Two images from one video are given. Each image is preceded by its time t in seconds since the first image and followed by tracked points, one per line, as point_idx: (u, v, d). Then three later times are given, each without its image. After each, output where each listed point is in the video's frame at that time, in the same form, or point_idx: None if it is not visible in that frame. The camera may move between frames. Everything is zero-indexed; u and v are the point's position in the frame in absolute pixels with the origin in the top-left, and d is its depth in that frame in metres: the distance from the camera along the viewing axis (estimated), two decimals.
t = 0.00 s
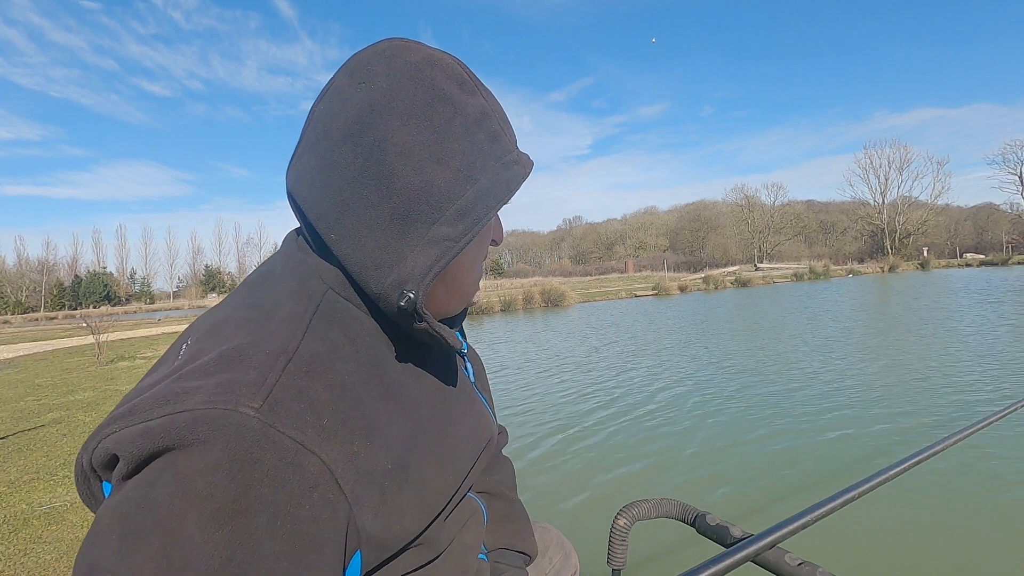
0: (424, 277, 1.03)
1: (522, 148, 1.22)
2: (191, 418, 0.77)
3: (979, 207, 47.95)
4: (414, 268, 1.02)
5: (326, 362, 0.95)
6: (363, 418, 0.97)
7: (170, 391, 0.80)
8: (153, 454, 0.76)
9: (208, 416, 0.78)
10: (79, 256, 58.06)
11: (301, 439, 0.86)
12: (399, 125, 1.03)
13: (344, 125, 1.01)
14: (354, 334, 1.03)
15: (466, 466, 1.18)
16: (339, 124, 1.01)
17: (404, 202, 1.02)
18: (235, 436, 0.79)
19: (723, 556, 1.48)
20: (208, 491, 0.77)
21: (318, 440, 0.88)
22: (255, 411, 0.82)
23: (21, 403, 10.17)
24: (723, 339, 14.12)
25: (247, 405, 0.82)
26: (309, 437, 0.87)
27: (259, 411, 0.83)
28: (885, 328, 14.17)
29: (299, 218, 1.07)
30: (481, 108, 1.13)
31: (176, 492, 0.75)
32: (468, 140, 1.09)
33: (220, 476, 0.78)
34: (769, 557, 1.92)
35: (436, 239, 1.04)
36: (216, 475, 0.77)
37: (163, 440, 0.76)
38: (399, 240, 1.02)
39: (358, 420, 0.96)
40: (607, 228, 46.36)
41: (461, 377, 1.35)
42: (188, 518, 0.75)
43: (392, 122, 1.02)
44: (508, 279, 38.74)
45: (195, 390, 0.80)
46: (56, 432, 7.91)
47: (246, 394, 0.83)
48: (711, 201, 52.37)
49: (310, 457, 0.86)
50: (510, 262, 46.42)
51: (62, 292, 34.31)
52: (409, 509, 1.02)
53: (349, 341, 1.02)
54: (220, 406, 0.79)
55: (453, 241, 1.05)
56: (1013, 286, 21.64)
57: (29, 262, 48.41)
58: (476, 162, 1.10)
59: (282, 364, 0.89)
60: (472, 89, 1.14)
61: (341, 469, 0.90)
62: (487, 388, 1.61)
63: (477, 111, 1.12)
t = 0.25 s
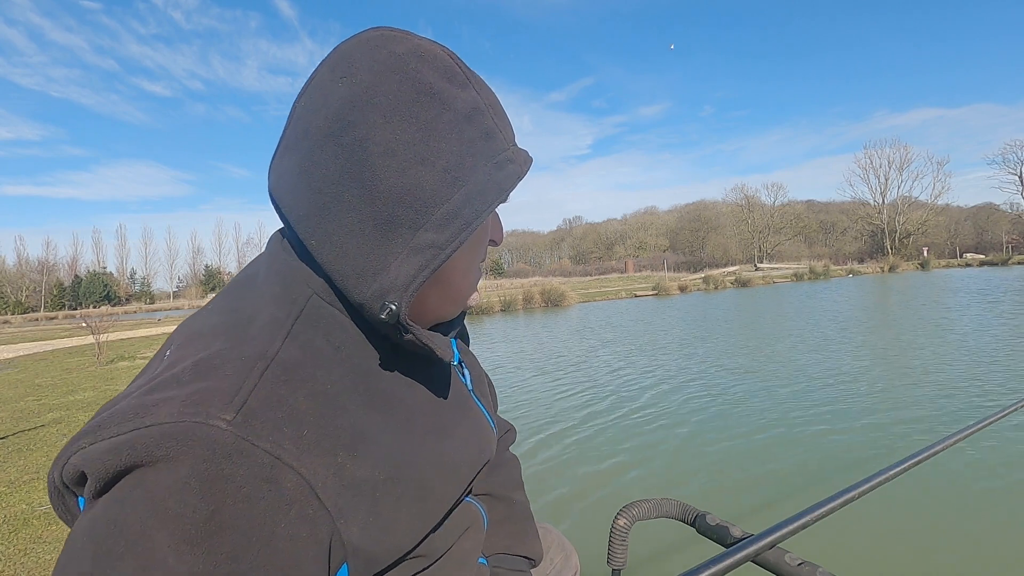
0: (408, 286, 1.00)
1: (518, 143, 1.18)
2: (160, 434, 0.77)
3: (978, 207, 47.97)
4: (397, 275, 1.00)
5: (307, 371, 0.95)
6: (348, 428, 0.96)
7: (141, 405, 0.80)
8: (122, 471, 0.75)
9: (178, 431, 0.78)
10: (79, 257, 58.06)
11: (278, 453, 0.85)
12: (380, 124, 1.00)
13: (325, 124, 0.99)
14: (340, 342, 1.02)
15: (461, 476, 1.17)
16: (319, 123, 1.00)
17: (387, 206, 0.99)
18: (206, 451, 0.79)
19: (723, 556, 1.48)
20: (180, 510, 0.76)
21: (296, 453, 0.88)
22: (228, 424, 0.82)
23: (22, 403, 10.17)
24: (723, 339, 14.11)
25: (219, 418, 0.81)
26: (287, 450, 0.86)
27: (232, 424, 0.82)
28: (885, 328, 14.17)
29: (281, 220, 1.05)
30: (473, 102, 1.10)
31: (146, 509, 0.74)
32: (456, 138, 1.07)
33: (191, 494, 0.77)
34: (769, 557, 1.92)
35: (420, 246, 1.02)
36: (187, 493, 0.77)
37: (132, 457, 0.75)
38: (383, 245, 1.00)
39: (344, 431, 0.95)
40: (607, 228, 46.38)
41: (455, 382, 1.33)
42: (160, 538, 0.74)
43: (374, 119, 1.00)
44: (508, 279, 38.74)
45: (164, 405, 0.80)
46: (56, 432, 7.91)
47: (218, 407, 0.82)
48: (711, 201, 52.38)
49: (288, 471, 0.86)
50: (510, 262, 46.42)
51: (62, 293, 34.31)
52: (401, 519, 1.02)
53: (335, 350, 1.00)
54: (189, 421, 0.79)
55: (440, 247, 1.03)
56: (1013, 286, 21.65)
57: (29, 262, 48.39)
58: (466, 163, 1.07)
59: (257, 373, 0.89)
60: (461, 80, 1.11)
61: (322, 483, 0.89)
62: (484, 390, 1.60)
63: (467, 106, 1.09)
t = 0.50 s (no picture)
0: (394, 297, 0.97)
1: (514, 141, 1.14)
2: (135, 450, 0.74)
3: (978, 207, 48.00)
4: (381, 286, 0.97)
5: (291, 382, 0.93)
6: (337, 440, 0.95)
7: (115, 419, 0.77)
8: (95, 491, 0.72)
9: (155, 447, 0.75)
10: (79, 257, 58.09)
11: (259, 468, 0.83)
12: (364, 122, 0.97)
13: (306, 122, 0.96)
14: (329, 349, 1.00)
15: (455, 488, 1.17)
16: (301, 121, 0.97)
17: (371, 210, 0.96)
18: (184, 468, 0.77)
19: (723, 556, 1.48)
20: (157, 533, 0.74)
21: (281, 467, 0.86)
22: (207, 437, 0.80)
23: (22, 402, 10.17)
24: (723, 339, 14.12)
25: (197, 431, 0.79)
26: (270, 466, 0.85)
27: (211, 438, 0.80)
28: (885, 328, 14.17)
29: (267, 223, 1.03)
30: (463, 95, 1.06)
31: (122, 529, 0.72)
32: (444, 138, 1.03)
33: (168, 514, 0.75)
34: (769, 557, 1.92)
35: (406, 253, 0.98)
36: (164, 513, 0.75)
37: (105, 475, 0.73)
38: (368, 253, 0.97)
39: (332, 444, 0.94)
40: (607, 228, 46.41)
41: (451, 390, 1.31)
42: (136, 562, 0.72)
43: (356, 116, 0.97)
44: (508, 279, 38.75)
45: (140, 418, 0.77)
46: (56, 432, 7.91)
47: (196, 420, 0.80)
48: (710, 201, 52.40)
49: (271, 487, 0.84)
50: (510, 262, 46.44)
51: (62, 293, 34.35)
52: (392, 533, 1.01)
53: (321, 359, 0.99)
54: (166, 436, 0.76)
55: (427, 254, 0.99)
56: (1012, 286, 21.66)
57: (29, 262, 48.39)
58: (455, 161, 1.03)
59: (238, 382, 0.86)
60: (453, 72, 1.06)
61: (308, 499, 0.88)
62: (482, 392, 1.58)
63: (456, 100, 1.05)
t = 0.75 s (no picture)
0: (371, 305, 0.97)
1: (502, 136, 1.12)
2: (114, 455, 0.73)
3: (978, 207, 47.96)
4: (358, 293, 0.96)
5: (276, 386, 0.92)
6: (326, 445, 0.95)
7: (93, 423, 0.76)
8: (71, 500, 0.71)
9: (134, 452, 0.74)
10: (79, 256, 58.09)
11: (242, 475, 0.83)
12: (339, 122, 0.95)
13: (279, 122, 0.95)
14: (318, 351, 1.00)
15: (453, 492, 1.16)
16: (275, 121, 0.95)
17: (346, 215, 0.95)
18: (163, 474, 0.76)
19: (723, 556, 1.47)
20: (137, 542, 0.73)
21: (265, 474, 0.86)
22: (187, 442, 0.79)
23: (22, 403, 10.16)
24: (723, 339, 14.10)
25: (177, 436, 0.79)
26: (253, 472, 0.84)
27: (191, 443, 0.79)
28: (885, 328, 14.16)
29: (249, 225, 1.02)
30: (444, 87, 1.04)
31: (100, 535, 0.71)
32: (423, 137, 1.01)
33: (147, 522, 0.74)
34: (769, 557, 1.91)
35: (383, 260, 0.97)
36: (143, 521, 0.74)
37: (82, 483, 0.72)
38: (345, 260, 0.96)
39: (322, 448, 0.94)
40: (607, 228, 46.41)
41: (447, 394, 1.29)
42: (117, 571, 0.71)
43: (330, 115, 0.95)
44: (508, 279, 38.72)
45: (118, 422, 0.76)
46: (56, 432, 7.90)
47: (176, 425, 0.79)
48: (710, 201, 52.38)
49: (253, 494, 0.83)
50: (510, 262, 46.44)
51: (63, 293, 34.36)
52: (385, 541, 1.00)
53: (311, 361, 0.98)
54: (146, 441, 0.76)
55: (403, 260, 0.98)
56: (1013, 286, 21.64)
57: (29, 262, 48.39)
58: (434, 160, 1.02)
59: (222, 386, 0.86)
60: (432, 66, 1.04)
61: (293, 508, 0.88)
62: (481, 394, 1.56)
63: (436, 94, 1.02)
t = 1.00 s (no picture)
0: (367, 310, 0.96)
1: (503, 138, 1.13)
2: (101, 465, 0.71)
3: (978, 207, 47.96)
4: (355, 298, 0.96)
5: (268, 392, 0.91)
6: (322, 451, 0.94)
7: (81, 431, 0.74)
8: (57, 512, 0.69)
9: (124, 461, 0.73)
10: (80, 256, 58.13)
11: (234, 485, 0.81)
12: (338, 123, 0.94)
13: (276, 123, 0.94)
14: (313, 357, 0.99)
15: (450, 498, 1.17)
16: (272, 122, 0.95)
17: (342, 217, 0.94)
18: (151, 484, 0.74)
19: (723, 556, 1.47)
20: (124, 556, 0.71)
21: (258, 482, 0.85)
22: (177, 450, 0.77)
23: (22, 402, 10.16)
24: (723, 339, 14.10)
25: (167, 445, 0.77)
26: (246, 482, 0.83)
27: (181, 452, 0.78)
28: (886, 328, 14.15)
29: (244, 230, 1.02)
30: (443, 87, 1.03)
31: (88, 546, 0.70)
32: (419, 138, 1.00)
33: (136, 534, 0.72)
34: (769, 557, 1.91)
35: (380, 264, 0.97)
36: (133, 532, 0.72)
37: (68, 492, 0.70)
38: (342, 263, 0.95)
39: (317, 454, 0.93)
40: (607, 229, 46.43)
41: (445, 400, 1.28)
42: None
43: (326, 116, 0.94)
44: (508, 279, 38.72)
45: (106, 430, 0.74)
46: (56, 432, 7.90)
47: (167, 434, 0.78)
48: (711, 201, 52.38)
49: (245, 504, 0.82)
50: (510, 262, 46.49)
51: (63, 292, 34.39)
52: (381, 548, 1.00)
53: (305, 365, 0.98)
54: (135, 451, 0.74)
55: (400, 265, 0.98)
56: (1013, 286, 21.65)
57: (30, 262, 48.42)
58: (432, 162, 1.01)
59: (214, 392, 0.85)
60: (431, 66, 1.03)
61: (286, 518, 0.87)
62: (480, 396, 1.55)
63: (436, 93, 1.02)
